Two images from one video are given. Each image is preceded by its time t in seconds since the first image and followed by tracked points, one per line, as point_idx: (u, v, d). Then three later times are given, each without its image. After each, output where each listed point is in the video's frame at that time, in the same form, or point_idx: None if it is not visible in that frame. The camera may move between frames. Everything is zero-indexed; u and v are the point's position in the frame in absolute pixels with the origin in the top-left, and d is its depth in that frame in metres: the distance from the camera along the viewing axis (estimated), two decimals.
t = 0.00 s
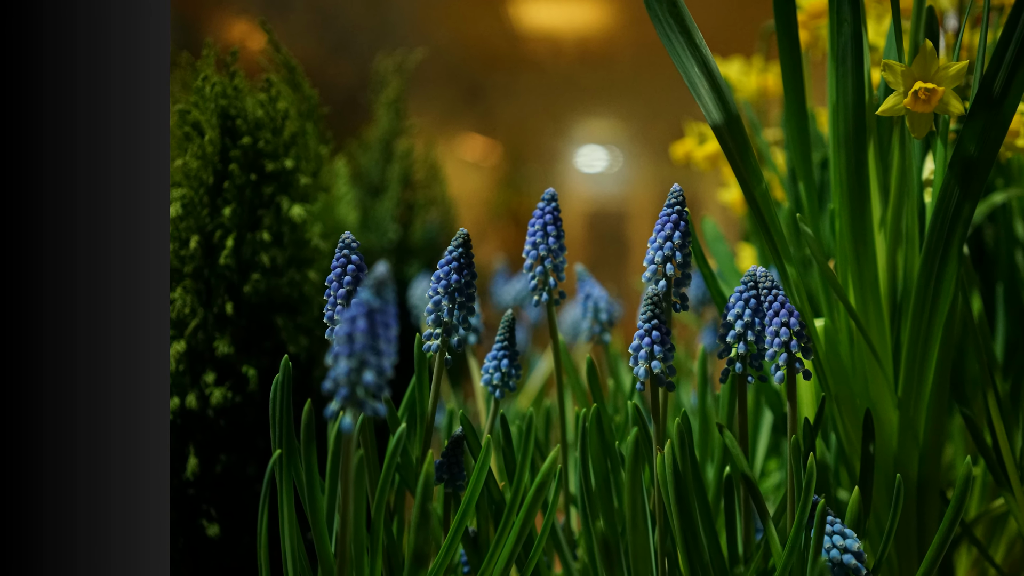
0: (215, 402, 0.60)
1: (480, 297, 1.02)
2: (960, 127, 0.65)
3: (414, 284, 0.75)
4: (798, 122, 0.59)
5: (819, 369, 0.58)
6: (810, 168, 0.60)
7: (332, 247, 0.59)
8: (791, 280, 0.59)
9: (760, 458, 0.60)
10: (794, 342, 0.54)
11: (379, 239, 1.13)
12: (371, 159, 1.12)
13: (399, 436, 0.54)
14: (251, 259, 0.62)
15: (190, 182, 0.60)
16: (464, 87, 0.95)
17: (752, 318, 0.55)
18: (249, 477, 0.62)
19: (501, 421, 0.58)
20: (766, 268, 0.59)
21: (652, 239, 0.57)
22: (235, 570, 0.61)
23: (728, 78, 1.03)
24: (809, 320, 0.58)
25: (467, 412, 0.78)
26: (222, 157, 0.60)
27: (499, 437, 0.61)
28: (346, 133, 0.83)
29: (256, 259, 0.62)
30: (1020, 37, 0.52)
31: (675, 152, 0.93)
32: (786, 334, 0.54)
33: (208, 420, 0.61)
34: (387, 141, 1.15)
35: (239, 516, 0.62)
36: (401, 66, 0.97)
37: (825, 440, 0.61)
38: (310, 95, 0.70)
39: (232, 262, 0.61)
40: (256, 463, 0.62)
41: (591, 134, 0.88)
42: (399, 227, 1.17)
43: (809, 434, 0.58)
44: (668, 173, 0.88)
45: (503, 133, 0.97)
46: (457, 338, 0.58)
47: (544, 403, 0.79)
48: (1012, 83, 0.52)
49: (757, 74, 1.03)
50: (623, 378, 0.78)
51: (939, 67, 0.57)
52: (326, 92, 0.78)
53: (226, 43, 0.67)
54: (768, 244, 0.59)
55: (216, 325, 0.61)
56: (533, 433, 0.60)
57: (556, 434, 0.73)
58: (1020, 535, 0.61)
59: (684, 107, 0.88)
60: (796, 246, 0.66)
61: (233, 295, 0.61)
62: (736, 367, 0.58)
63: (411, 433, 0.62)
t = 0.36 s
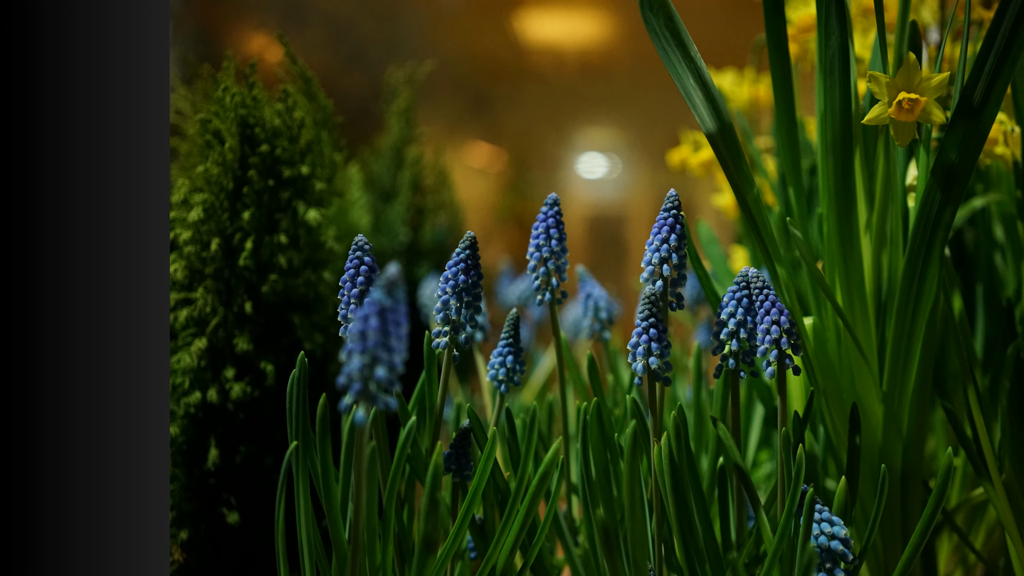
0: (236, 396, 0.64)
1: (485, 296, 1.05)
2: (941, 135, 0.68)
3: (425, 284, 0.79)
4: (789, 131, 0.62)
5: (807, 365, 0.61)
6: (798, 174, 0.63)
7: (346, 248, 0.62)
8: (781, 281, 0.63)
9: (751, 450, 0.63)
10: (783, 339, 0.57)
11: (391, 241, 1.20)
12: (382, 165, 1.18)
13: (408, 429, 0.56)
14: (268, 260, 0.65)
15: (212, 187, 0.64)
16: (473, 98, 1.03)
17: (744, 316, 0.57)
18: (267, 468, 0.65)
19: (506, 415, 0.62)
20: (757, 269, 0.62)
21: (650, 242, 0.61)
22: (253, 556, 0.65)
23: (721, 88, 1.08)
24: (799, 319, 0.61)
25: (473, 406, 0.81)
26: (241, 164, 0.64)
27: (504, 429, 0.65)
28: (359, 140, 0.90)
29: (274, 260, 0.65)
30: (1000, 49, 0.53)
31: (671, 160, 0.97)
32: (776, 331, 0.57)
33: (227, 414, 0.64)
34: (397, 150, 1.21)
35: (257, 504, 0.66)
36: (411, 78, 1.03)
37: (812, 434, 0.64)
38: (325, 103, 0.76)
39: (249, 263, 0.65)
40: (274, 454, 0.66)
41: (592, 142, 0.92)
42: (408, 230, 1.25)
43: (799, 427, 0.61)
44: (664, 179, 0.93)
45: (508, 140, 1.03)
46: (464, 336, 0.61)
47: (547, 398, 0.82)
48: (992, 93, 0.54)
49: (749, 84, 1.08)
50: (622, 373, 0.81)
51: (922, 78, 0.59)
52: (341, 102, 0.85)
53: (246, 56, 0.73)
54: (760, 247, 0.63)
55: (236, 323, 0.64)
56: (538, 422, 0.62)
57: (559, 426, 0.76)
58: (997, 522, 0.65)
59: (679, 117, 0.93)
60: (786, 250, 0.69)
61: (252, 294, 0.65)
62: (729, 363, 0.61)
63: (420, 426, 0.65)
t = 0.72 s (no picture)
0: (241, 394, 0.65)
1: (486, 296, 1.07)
2: (934, 138, 0.70)
3: (427, 284, 0.80)
4: (786, 133, 0.63)
5: (804, 363, 0.62)
6: (795, 176, 0.64)
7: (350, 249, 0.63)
8: (778, 281, 0.64)
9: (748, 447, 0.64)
10: (780, 338, 0.58)
11: (394, 242, 1.22)
12: (385, 167, 1.29)
13: (411, 426, 0.56)
14: (273, 260, 0.67)
15: (218, 189, 0.65)
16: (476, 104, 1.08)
17: (741, 316, 0.58)
18: (272, 464, 0.66)
19: (507, 412, 0.63)
20: (755, 269, 0.63)
21: (650, 242, 0.62)
22: (258, 550, 0.66)
23: (719, 90, 1.10)
24: (796, 318, 0.62)
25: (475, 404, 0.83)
26: (247, 165, 0.65)
27: (506, 427, 0.66)
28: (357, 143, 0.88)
29: (279, 260, 0.67)
30: (992, 53, 0.54)
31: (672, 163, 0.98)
32: (774, 330, 0.57)
33: (233, 410, 0.66)
34: (400, 152, 1.30)
35: (262, 499, 0.67)
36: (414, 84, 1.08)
37: (808, 432, 0.65)
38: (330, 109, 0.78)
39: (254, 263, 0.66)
40: (278, 450, 0.67)
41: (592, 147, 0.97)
42: (412, 230, 1.28)
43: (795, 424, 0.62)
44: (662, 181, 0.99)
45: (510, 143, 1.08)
46: (467, 334, 0.62)
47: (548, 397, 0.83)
48: (985, 95, 0.55)
49: (747, 87, 1.10)
50: (622, 371, 0.82)
51: (918, 81, 0.60)
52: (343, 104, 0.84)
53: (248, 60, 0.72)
54: (757, 248, 0.64)
55: (241, 321, 0.66)
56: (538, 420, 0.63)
57: (559, 424, 0.77)
58: (992, 519, 0.66)
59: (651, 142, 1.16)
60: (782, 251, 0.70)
61: (257, 293, 0.66)
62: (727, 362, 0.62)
63: (422, 425, 0.66)
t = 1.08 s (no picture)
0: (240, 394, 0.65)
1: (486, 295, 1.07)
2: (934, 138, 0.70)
3: (428, 284, 0.80)
4: (785, 134, 0.63)
5: (805, 363, 0.62)
6: (795, 176, 0.64)
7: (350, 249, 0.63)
8: (778, 281, 0.64)
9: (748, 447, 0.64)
10: (780, 338, 0.58)
11: (394, 242, 1.22)
12: (385, 168, 1.28)
13: (410, 426, 0.56)
14: (272, 260, 0.67)
15: (218, 189, 0.65)
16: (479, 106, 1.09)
17: (741, 315, 0.58)
18: (272, 464, 0.66)
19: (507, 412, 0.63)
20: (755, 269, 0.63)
21: (650, 242, 0.62)
22: (258, 550, 0.66)
23: (719, 90, 1.10)
24: (796, 318, 0.62)
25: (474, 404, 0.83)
26: (247, 166, 0.65)
27: (506, 427, 0.66)
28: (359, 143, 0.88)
29: (279, 260, 0.67)
30: (992, 53, 0.54)
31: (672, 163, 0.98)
32: (774, 330, 0.57)
33: (233, 410, 0.66)
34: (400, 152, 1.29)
35: (262, 499, 0.67)
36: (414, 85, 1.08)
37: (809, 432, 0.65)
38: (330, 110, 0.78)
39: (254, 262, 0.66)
40: (278, 450, 0.67)
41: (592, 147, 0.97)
42: (412, 230, 1.28)
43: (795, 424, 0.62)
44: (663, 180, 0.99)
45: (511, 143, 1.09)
46: (467, 334, 0.62)
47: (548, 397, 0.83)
48: (985, 96, 0.55)
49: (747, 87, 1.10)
50: (622, 371, 0.82)
51: (918, 81, 0.60)
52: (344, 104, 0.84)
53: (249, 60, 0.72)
54: (757, 248, 0.64)
55: (240, 322, 0.66)
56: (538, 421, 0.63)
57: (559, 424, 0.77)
58: (992, 519, 0.66)
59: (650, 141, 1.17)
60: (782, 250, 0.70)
61: (257, 294, 0.66)
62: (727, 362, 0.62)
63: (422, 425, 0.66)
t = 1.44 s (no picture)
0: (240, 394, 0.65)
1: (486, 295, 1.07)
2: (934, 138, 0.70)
3: (428, 284, 0.80)
4: (785, 133, 0.63)
5: (804, 363, 0.62)
6: (795, 176, 0.64)
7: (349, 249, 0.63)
8: (778, 281, 0.64)
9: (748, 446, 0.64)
10: (781, 337, 0.58)
11: (394, 242, 1.22)
12: (385, 168, 1.28)
13: (410, 426, 0.56)
14: (272, 261, 0.67)
15: (218, 189, 0.65)
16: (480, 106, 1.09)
17: (741, 315, 0.58)
18: (272, 464, 0.66)
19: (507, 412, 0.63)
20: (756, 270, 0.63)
21: (650, 242, 0.62)
22: (259, 550, 0.66)
23: (719, 90, 1.10)
24: (796, 318, 0.62)
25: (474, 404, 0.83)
26: (247, 166, 0.65)
27: (506, 427, 0.66)
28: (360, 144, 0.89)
29: (279, 260, 0.67)
30: (992, 53, 0.54)
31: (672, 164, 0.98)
32: (773, 330, 0.57)
33: (233, 410, 0.66)
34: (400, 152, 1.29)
35: (262, 499, 0.67)
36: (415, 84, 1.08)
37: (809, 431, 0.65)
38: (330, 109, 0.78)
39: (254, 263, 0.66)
40: (278, 450, 0.67)
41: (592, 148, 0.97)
42: (412, 230, 1.28)
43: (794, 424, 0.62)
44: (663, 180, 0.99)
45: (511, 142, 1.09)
46: (467, 335, 0.62)
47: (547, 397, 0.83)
48: (985, 96, 0.55)
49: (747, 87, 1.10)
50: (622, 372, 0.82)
51: (918, 81, 0.60)
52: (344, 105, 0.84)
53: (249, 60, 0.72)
54: (757, 248, 0.64)
55: (240, 322, 0.66)
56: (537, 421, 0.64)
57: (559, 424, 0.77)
58: (992, 519, 0.66)
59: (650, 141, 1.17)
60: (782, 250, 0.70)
61: (256, 294, 0.66)
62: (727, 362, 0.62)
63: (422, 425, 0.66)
